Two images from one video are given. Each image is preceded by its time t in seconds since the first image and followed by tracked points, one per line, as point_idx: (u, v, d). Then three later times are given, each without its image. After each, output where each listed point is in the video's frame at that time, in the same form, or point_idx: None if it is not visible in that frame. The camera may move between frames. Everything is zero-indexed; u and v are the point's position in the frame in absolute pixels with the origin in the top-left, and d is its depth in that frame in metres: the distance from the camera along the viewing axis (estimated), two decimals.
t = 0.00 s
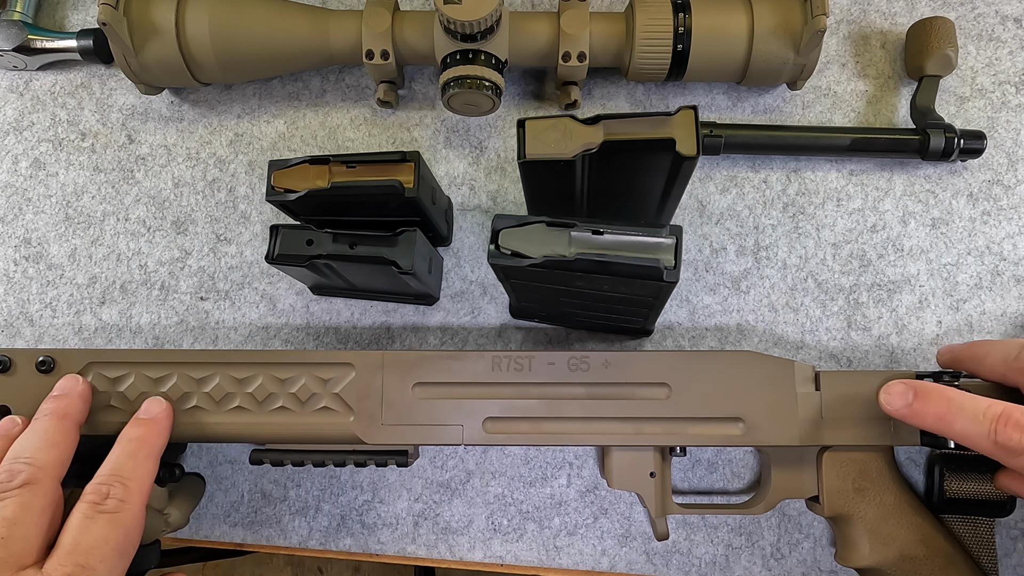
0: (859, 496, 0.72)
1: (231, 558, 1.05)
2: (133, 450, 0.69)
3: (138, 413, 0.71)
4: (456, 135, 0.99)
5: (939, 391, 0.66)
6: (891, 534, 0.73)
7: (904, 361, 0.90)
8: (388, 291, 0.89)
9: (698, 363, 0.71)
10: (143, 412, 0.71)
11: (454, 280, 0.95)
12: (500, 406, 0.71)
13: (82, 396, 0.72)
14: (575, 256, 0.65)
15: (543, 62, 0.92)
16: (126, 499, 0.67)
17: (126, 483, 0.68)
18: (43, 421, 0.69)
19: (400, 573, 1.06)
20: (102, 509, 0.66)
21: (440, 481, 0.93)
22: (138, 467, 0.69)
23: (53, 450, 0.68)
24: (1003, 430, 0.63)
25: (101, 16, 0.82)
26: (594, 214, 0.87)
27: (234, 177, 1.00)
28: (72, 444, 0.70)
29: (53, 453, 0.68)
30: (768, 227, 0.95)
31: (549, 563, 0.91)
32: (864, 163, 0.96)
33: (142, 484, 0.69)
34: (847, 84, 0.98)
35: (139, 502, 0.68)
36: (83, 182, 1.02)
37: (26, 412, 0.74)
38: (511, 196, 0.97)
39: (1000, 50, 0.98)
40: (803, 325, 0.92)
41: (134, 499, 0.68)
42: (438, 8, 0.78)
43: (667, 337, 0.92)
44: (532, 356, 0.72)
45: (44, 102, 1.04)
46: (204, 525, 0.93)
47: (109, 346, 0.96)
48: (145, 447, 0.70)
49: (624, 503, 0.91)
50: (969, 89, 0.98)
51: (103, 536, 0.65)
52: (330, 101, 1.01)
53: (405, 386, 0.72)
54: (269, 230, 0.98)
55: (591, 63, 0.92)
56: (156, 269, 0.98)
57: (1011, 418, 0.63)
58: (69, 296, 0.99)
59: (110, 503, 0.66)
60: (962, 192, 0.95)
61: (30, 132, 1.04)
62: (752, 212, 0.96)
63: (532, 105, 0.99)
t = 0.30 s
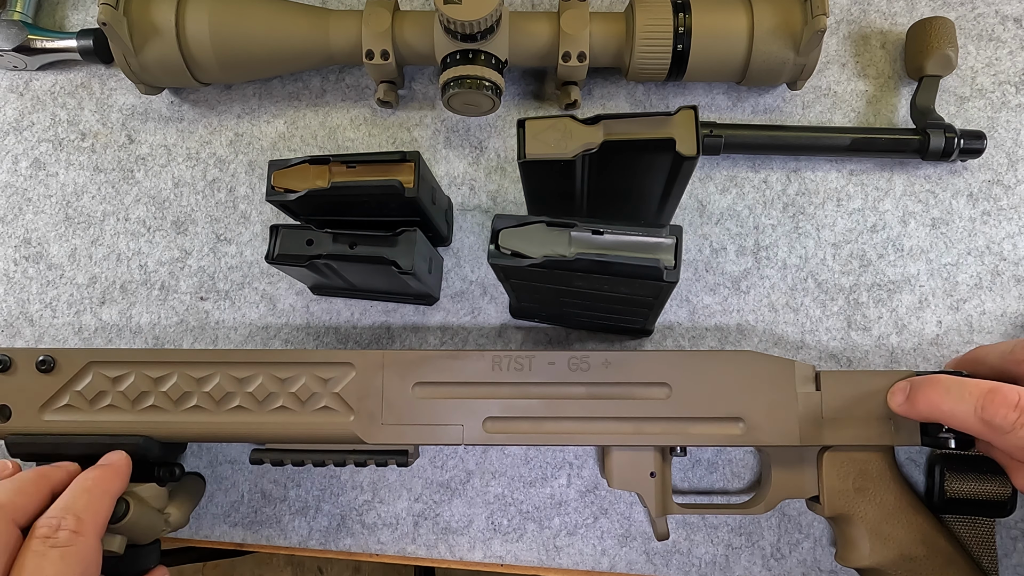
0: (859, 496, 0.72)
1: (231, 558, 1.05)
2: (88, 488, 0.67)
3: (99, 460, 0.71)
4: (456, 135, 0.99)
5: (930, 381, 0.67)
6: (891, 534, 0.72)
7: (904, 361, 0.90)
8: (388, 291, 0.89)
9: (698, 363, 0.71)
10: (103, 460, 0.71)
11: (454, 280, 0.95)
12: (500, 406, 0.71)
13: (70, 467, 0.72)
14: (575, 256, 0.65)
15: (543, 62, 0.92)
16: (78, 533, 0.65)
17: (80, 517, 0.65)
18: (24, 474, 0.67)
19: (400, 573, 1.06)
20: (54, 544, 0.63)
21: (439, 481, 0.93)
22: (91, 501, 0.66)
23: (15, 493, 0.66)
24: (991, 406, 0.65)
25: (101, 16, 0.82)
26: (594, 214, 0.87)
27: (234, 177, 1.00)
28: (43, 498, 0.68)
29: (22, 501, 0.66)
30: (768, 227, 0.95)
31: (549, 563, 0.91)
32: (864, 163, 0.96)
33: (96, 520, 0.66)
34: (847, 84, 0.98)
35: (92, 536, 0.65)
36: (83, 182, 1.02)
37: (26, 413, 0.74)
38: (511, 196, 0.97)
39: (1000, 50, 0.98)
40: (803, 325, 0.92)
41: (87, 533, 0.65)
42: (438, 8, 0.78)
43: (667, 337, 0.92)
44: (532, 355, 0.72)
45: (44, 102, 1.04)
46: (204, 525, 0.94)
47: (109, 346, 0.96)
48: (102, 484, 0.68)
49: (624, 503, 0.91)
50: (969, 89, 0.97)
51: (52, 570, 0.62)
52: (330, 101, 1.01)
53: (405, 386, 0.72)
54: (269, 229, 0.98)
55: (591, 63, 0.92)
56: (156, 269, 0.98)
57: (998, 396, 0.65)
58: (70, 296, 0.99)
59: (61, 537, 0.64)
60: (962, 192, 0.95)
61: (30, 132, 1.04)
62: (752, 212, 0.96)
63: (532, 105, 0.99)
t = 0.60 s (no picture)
0: (903, 507, 0.73)
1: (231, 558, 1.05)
2: (115, 493, 0.66)
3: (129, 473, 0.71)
4: (456, 135, 0.99)
5: (988, 389, 0.67)
6: (933, 545, 0.73)
7: (904, 362, 0.90)
8: (389, 291, 0.89)
9: (739, 371, 0.70)
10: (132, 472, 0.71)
11: (454, 280, 0.95)
12: (539, 413, 0.71)
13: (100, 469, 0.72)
14: (575, 256, 0.65)
15: (543, 62, 0.92)
16: (104, 540, 0.64)
17: (107, 523, 0.64)
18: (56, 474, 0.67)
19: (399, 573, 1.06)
20: (81, 552, 0.62)
21: (439, 482, 0.93)
22: (117, 510, 0.66)
23: (48, 494, 0.65)
24: None
25: (101, 16, 0.82)
26: (594, 214, 0.87)
27: (234, 177, 1.00)
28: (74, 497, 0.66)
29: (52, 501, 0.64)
30: (768, 227, 0.95)
31: (549, 563, 0.91)
32: (864, 163, 0.96)
33: (121, 528, 0.65)
34: (847, 84, 0.98)
35: (117, 546, 0.64)
36: (83, 182, 1.02)
37: (40, 413, 0.74)
38: (511, 196, 0.97)
39: (1000, 50, 0.98)
40: (803, 325, 0.92)
41: (113, 541, 0.64)
42: (438, 8, 0.78)
43: (667, 337, 0.92)
44: (569, 360, 0.71)
45: (43, 102, 1.04)
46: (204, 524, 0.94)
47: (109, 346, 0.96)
48: (129, 491, 0.67)
49: (624, 503, 0.91)
50: (969, 89, 0.97)
51: None
52: (330, 101, 1.01)
53: (438, 390, 0.71)
54: (269, 230, 0.98)
55: (591, 63, 0.92)
56: (156, 269, 0.98)
57: None
58: (70, 296, 0.99)
59: (86, 544, 0.63)
60: (962, 192, 0.95)
61: (30, 132, 1.04)
62: (753, 212, 0.96)
63: (532, 105, 0.99)
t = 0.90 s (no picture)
0: (982, 520, 0.72)
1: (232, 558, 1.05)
2: (200, 483, 0.63)
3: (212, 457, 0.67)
4: (456, 135, 0.99)
5: None
6: (1010, 558, 0.71)
7: (904, 361, 0.90)
8: (388, 291, 0.89)
9: (821, 375, 0.70)
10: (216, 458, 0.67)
11: (454, 280, 0.95)
12: (615, 414, 0.70)
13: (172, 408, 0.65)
14: (575, 256, 0.65)
15: (544, 62, 0.92)
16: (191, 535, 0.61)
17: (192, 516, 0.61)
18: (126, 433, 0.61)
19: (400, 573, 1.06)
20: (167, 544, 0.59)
21: (440, 481, 0.93)
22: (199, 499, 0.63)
23: (129, 472, 0.60)
24: None
25: (101, 16, 0.82)
26: (595, 214, 0.87)
27: (234, 177, 1.00)
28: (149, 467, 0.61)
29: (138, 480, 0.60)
30: (768, 227, 0.95)
31: (549, 563, 0.91)
32: (864, 163, 0.96)
33: (203, 517, 0.62)
34: (847, 84, 0.98)
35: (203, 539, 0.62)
36: (83, 182, 1.02)
37: (118, 397, 0.74)
38: (511, 196, 0.97)
39: (1000, 50, 0.98)
40: (803, 325, 0.92)
41: (200, 537, 0.61)
42: (438, 8, 0.78)
43: (667, 337, 0.92)
44: (649, 361, 0.71)
45: (43, 102, 1.04)
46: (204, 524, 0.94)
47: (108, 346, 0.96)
48: (213, 482, 0.64)
49: (624, 503, 0.91)
50: (969, 89, 0.98)
51: None
52: (330, 101, 1.01)
53: (515, 386, 0.71)
54: (269, 230, 0.98)
55: (591, 63, 0.92)
56: (156, 269, 0.98)
57: None
58: (70, 296, 0.99)
59: (176, 540, 0.60)
60: (962, 192, 0.95)
61: (30, 132, 1.04)
62: (752, 212, 0.96)
63: (532, 105, 0.99)
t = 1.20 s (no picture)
0: (993, 517, 0.72)
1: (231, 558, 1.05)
2: (231, 469, 0.68)
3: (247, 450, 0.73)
4: (456, 135, 0.99)
5: None
6: None
7: (904, 361, 0.90)
8: (388, 291, 0.89)
9: (838, 373, 0.70)
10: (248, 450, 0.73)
11: (454, 280, 0.95)
12: (632, 409, 0.71)
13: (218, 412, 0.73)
14: (575, 256, 0.65)
15: (544, 62, 0.92)
16: (223, 515, 0.65)
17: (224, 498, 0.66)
18: (178, 428, 0.69)
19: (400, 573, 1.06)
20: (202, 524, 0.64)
21: (440, 481, 0.93)
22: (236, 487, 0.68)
23: (181, 463, 0.68)
24: None
25: (101, 16, 0.82)
26: (595, 214, 0.87)
27: (234, 177, 1.00)
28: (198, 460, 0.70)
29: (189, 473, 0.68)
30: (768, 227, 0.95)
31: (549, 563, 0.91)
32: (864, 163, 0.96)
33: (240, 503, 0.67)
34: (847, 84, 0.98)
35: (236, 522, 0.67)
36: (83, 182, 1.02)
37: (153, 392, 0.75)
38: (511, 196, 0.97)
39: (1000, 50, 0.98)
40: (803, 325, 0.92)
41: (230, 518, 0.66)
42: (438, 8, 0.78)
43: (667, 337, 0.92)
44: (665, 358, 0.71)
45: (43, 102, 1.04)
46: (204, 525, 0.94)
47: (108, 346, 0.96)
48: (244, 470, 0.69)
49: (624, 503, 0.91)
50: (969, 89, 0.98)
51: (201, 550, 0.62)
52: (330, 101, 1.01)
53: (534, 383, 0.72)
54: (269, 230, 0.98)
55: (591, 63, 0.92)
56: (156, 269, 0.98)
57: None
58: (69, 296, 0.98)
59: (208, 518, 0.64)
60: (962, 192, 0.95)
61: (31, 132, 1.04)
62: (752, 212, 0.96)
63: (532, 105, 0.99)
